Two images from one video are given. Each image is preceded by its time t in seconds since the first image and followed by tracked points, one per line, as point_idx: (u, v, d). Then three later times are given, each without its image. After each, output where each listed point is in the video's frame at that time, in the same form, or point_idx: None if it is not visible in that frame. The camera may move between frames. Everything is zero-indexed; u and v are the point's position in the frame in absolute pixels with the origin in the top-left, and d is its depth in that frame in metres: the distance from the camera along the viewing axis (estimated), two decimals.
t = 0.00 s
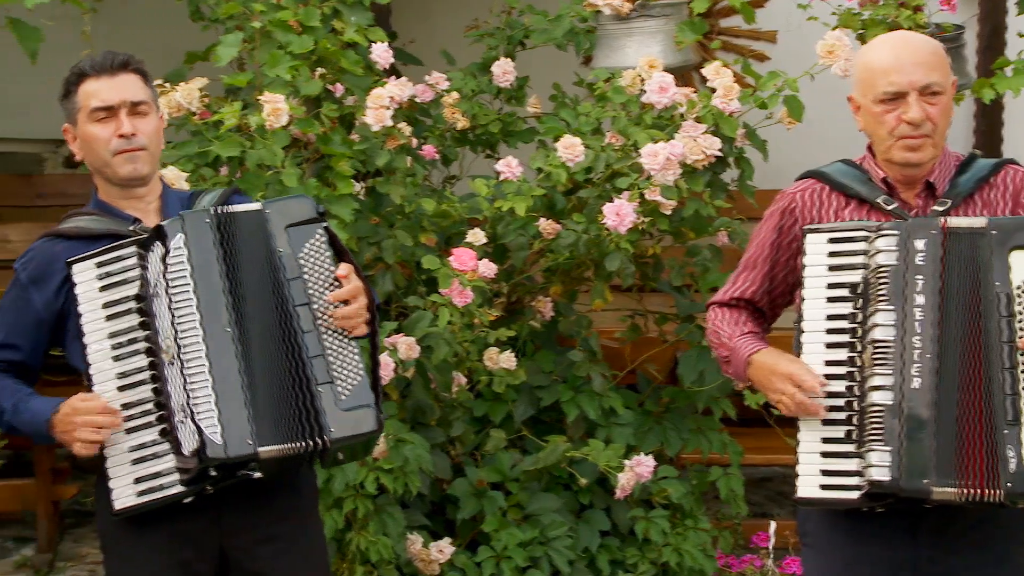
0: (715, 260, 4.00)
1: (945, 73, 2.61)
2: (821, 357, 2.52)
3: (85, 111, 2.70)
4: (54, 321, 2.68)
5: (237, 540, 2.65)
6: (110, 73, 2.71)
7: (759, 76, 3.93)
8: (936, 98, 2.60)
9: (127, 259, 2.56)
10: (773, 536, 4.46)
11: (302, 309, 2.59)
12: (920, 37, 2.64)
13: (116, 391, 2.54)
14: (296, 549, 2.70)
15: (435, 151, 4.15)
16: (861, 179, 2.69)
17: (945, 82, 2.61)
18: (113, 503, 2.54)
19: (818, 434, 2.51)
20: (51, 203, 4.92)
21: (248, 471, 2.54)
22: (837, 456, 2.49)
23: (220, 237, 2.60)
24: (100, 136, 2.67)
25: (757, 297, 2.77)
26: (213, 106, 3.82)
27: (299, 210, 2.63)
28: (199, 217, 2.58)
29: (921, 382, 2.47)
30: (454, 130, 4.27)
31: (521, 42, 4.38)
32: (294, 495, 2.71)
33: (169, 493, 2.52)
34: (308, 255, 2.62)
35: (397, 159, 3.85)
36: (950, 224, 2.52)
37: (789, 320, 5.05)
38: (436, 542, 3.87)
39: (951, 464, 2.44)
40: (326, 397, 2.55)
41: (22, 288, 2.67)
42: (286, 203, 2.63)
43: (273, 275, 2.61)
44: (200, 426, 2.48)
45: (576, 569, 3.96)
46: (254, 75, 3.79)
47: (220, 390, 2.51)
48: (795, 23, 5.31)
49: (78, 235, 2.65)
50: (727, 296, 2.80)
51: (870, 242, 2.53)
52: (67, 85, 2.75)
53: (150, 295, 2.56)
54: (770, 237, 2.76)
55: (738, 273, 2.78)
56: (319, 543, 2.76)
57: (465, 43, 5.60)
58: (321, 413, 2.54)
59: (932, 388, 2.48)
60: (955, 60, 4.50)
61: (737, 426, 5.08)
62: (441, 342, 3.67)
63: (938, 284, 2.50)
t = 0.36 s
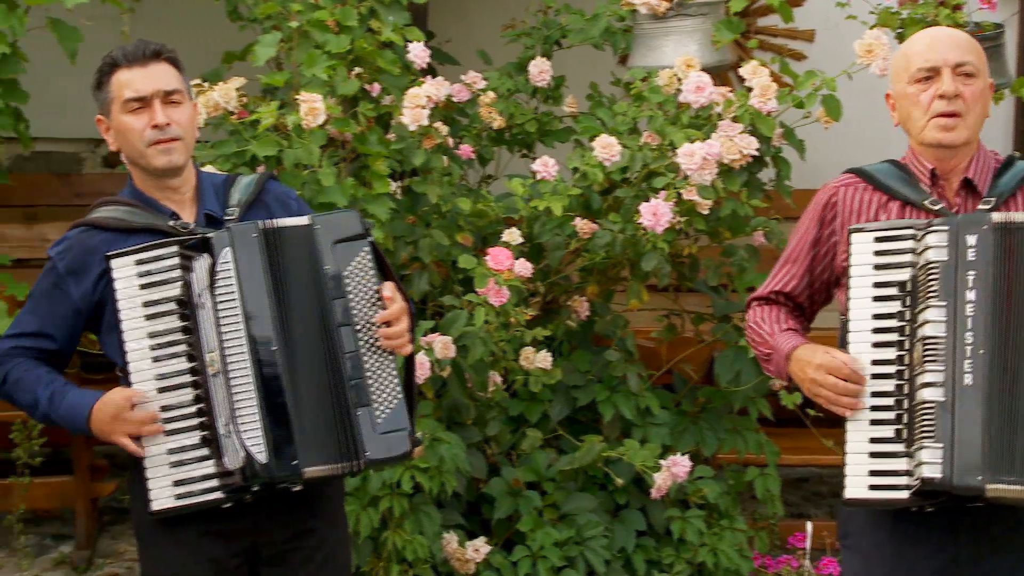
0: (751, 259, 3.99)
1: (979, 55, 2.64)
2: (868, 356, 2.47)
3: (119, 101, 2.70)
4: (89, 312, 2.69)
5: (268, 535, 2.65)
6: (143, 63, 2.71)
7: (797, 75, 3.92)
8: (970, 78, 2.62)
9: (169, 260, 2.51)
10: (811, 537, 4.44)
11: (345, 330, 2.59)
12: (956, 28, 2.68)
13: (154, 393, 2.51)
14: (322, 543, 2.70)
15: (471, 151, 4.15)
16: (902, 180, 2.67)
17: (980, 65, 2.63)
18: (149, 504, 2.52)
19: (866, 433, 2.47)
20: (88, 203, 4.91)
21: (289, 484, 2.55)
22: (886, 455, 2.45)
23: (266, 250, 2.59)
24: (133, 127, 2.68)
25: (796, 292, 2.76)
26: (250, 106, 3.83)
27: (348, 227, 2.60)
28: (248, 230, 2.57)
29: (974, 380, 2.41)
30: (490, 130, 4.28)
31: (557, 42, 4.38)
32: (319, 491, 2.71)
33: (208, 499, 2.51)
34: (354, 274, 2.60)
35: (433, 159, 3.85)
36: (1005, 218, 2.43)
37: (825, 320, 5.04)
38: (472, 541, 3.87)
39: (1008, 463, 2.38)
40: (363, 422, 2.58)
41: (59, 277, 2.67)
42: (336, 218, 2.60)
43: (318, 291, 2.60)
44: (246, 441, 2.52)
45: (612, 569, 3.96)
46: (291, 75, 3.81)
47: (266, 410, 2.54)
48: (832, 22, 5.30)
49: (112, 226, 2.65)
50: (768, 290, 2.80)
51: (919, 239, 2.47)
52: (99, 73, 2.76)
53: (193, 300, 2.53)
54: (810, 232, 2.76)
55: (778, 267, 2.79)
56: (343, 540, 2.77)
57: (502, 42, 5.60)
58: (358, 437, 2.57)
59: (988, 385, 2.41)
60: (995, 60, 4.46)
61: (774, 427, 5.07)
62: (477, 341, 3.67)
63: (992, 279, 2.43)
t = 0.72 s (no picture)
0: (789, 259, 3.97)
1: None
2: (908, 350, 2.45)
3: (162, 106, 2.71)
4: (129, 315, 2.70)
5: (313, 529, 2.66)
6: (187, 69, 2.73)
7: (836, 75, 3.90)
8: (1015, 72, 2.61)
9: (211, 255, 2.55)
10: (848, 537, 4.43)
11: (386, 304, 2.61)
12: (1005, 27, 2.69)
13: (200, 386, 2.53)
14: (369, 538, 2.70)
15: (509, 150, 4.15)
16: (947, 179, 2.64)
17: None
18: (198, 496, 2.52)
19: (902, 427, 2.44)
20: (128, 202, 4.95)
21: (339, 461, 2.52)
22: (922, 449, 2.42)
23: (308, 230, 2.59)
24: (177, 131, 2.69)
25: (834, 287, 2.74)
26: (289, 106, 3.85)
27: (383, 207, 2.66)
28: (289, 212, 2.57)
29: (1017, 373, 2.36)
30: (528, 130, 4.28)
31: (595, 41, 4.38)
32: (366, 485, 2.71)
33: (256, 485, 2.49)
34: (391, 252, 2.64)
35: (470, 158, 3.85)
36: None
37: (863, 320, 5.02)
38: (509, 540, 3.87)
39: None
40: (412, 390, 2.57)
41: (99, 280, 2.68)
42: (367, 199, 2.66)
43: (357, 270, 2.62)
44: (296, 418, 2.45)
45: (648, 569, 3.96)
46: (329, 75, 3.82)
47: (314, 383, 2.49)
48: (872, 20, 5.28)
49: (152, 230, 2.67)
50: (803, 283, 2.78)
51: (962, 233, 2.46)
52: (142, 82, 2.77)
53: (236, 289, 2.56)
54: (851, 228, 2.75)
55: (815, 262, 2.77)
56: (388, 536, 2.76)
57: (540, 42, 5.60)
58: (405, 405, 2.56)
59: None
60: None
61: (811, 427, 5.05)
62: (514, 340, 3.67)
63: None
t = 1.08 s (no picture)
0: (826, 259, 3.99)
1: None
2: (950, 352, 2.43)
3: (219, 113, 2.72)
4: (171, 319, 2.72)
5: (347, 535, 2.62)
6: (240, 77, 2.74)
7: (875, 74, 3.89)
8: None
9: (245, 259, 2.56)
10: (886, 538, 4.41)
11: (412, 309, 2.61)
12: None
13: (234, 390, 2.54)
14: (404, 546, 2.66)
15: (545, 150, 4.15)
16: (990, 177, 2.61)
17: None
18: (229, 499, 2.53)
19: (943, 428, 2.42)
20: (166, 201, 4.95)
21: (364, 466, 2.50)
22: (963, 450, 2.40)
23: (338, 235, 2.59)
24: (237, 135, 2.69)
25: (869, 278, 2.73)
26: (326, 105, 3.86)
27: (414, 211, 2.65)
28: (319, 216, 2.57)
29: None
30: (565, 129, 4.28)
31: (632, 41, 4.38)
32: (404, 493, 2.68)
33: (284, 488, 2.50)
34: (420, 257, 2.63)
35: (507, 157, 3.86)
36: None
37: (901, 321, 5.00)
38: (545, 540, 3.87)
39: None
40: (432, 396, 2.55)
41: (142, 284, 2.70)
42: (401, 203, 2.65)
43: (386, 275, 2.62)
44: (320, 420, 2.46)
45: (684, 570, 3.95)
46: (366, 74, 3.82)
47: (338, 387, 2.49)
48: (911, 19, 5.25)
49: (193, 235, 2.68)
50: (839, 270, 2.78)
51: (1007, 233, 2.43)
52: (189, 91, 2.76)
53: (268, 292, 2.57)
54: (890, 221, 2.73)
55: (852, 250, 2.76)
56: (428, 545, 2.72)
57: (577, 42, 5.60)
58: (427, 410, 2.54)
59: None
60: None
61: (849, 427, 5.04)
62: (550, 340, 3.67)
63: None
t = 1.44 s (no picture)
0: (862, 258, 3.95)
1: None
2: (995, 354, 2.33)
3: (265, 109, 2.65)
4: (200, 308, 2.69)
5: (376, 529, 2.62)
6: (280, 72, 2.69)
7: (911, 72, 3.87)
8: None
9: (276, 254, 2.49)
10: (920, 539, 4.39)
11: (439, 312, 2.53)
12: None
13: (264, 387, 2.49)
14: (430, 546, 2.65)
15: (579, 148, 4.15)
16: None
17: None
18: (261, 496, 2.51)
19: (982, 428, 2.33)
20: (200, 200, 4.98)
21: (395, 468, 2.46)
22: (1001, 452, 2.31)
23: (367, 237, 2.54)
24: (285, 129, 2.64)
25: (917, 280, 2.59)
26: (360, 103, 3.86)
27: (441, 212, 2.58)
28: (347, 216, 2.53)
29: None
30: (599, 127, 4.27)
31: (667, 39, 4.37)
32: (434, 492, 2.67)
33: (316, 488, 2.47)
34: (448, 257, 2.56)
35: (541, 155, 3.85)
36: None
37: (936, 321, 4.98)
38: (578, 539, 3.87)
39: None
40: (459, 401, 2.48)
41: (171, 272, 2.66)
42: (429, 203, 2.59)
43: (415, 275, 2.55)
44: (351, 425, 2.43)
45: (718, 569, 3.94)
46: (400, 72, 3.83)
47: (370, 391, 2.45)
48: (947, 17, 5.23)
49: (225, 225, 2.63)
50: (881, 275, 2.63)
51: None
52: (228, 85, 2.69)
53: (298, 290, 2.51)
54: (934, 222, 2.59)
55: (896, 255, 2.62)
56: (452, 546, 2.71)
57: (611, 40, 5.57)
58: (453, 416, 2.47)
59: None
60: None
61: (884, 427, 5.02)
62: (584, 338, 3.65)
63: None
